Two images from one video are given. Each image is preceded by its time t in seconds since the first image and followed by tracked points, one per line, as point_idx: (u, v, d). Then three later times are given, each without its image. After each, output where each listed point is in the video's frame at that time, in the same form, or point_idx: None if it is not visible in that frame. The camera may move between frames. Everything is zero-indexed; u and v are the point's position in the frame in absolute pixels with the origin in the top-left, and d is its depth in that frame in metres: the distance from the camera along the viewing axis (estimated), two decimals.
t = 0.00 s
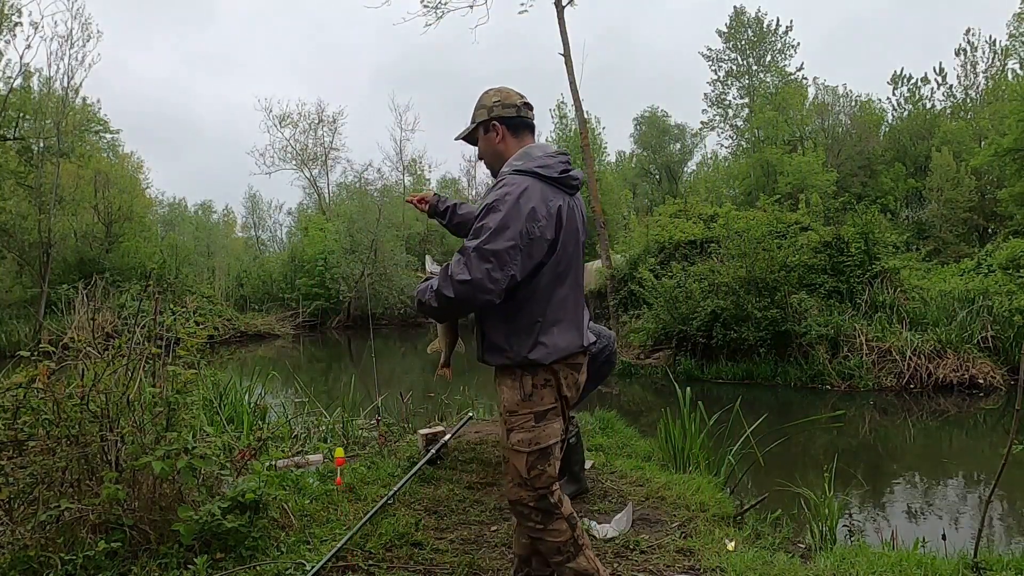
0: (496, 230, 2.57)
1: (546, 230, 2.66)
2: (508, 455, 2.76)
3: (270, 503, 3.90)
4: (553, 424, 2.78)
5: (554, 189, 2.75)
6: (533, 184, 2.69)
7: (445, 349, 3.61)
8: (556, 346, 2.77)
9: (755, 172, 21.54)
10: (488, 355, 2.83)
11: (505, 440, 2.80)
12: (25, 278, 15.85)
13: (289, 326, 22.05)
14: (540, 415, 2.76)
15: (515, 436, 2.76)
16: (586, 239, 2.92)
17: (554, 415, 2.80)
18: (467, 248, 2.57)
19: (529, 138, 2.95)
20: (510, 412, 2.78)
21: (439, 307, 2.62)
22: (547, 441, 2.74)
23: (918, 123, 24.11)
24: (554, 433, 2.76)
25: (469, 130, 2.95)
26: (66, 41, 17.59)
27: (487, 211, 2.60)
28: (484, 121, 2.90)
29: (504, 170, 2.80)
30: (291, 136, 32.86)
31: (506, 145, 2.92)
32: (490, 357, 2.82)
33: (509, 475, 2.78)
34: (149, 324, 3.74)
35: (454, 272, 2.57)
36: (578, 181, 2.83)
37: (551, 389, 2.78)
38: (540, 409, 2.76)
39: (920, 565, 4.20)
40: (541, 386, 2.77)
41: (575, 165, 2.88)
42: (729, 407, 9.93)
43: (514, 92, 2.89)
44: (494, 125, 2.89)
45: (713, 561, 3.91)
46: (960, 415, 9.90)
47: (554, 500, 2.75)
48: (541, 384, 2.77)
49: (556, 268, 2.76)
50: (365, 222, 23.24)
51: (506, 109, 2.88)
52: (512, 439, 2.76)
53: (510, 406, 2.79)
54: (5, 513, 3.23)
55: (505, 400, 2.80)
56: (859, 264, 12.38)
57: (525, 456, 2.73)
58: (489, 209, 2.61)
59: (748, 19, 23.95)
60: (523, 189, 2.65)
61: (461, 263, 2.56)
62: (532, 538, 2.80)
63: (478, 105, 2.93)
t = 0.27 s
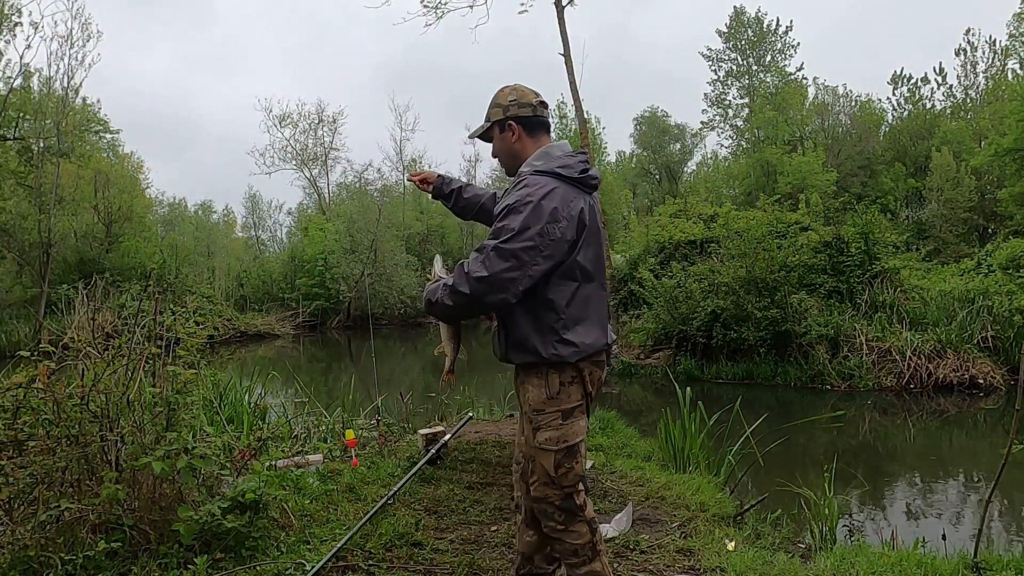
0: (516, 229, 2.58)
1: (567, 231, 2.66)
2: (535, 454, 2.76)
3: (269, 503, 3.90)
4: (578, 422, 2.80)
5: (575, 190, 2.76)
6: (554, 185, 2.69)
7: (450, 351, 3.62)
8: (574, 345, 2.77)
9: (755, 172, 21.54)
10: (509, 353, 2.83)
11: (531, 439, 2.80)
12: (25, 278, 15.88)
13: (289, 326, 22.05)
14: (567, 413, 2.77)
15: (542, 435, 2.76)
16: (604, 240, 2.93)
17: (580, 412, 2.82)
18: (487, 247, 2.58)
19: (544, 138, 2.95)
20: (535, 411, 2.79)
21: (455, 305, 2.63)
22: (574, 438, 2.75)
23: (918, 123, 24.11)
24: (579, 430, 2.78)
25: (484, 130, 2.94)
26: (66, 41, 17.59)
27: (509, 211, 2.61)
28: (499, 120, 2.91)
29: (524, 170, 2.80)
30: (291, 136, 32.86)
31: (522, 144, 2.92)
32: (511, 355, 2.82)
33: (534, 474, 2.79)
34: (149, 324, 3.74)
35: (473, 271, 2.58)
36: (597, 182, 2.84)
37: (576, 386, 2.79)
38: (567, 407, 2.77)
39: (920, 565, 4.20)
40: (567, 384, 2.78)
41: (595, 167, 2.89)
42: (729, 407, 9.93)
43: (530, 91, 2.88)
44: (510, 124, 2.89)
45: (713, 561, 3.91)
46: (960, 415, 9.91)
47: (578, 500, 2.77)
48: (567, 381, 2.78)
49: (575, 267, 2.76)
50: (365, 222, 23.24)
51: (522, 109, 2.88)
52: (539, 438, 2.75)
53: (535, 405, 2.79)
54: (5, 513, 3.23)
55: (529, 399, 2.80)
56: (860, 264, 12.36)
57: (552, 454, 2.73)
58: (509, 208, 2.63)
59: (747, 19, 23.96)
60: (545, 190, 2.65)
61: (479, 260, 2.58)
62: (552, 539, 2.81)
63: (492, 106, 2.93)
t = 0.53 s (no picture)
0: (537, 231, 2.58)
1: (588, 229, 2.67)
2: (569, 453, 2.76)
3: (269, 503, 3.90)
4: (610, 419, 2.81)
5: (593, 188, 2.76)
6: (572, 185, 2.69)
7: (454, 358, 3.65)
8: (600, 342, 2.77)
9: (755, 172, 21.54)
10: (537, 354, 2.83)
11: (564, 437, 2.80)
12: (25, 278, 15.88)
13: (289, 326, 22.04)
14: (600, 411, 2.78)
15: (576, 434, 2.76)
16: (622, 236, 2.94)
17: (611, 410, 2.83)
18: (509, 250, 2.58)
19: (556, 138, 2.97)
20: (568, 410, 2.78)
21: (480, 311, 2.62)
22: (608, 437, 2.77)
23: (918, 123, 24.11)
24: (612, 428, 2.80)
25: (496, 130, 2.96)
26: (66, 41, 17.59)
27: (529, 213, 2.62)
28: (512, 121, 2.93)
29: (540, 171, 2.81)
30: (291, 136, 32.86)
31: (535, 144, 2.95)
32: (540, 356, 2.83)
33: (567, 471, 2.79)
34: (150, 324, 3.75)
35: (495, 275, 2.58)
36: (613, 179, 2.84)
37: (607, 384, 2.81)
38: (599, 405, 2.78)
39: (919, 565, 4.20)
40: (599, 383, 2.79)
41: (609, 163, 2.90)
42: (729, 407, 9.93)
43: (542, 91, 2.91)
44: (523, 125, 2.91)
45: (713, 561, 3.91)
46: (960, 415, 9.92)
47: (609, 498, 2.80)
48: (599, 379, 2.79)
49: (596, 266, 2.77)
50: (365, 222, 23.25)
51: (534, 109, 2.90)
52: (574, 437, 2.75)
53: (569, 404, 2.78)
54: (5, 513, 3.23)
55: (562, 398, 2.79)
56: (859, 263, 12.36)
57: (587, 453, 2.73)
58: (529, 211, 2.63)
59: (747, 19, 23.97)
60: (564, 190, 2.66)
61: (502, 265, 2.58)
62: (580, 536, 2.83)
63: (503, 106, 2.94)
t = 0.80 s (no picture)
0: (563, 237, 2.60)
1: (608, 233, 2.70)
2: (572, 450, 2.77)
3: (269, 503, 3.90)
4: (615, 419, 2.82)
5: (610, 192, 2.79)
6: (592, 189, 2.72)
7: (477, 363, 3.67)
8: (616, 342, 2.80)
9: (755, 172, 21.54)
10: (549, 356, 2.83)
11: (568, 434, 2.81)
12: (25, 278, 15.87)
13: (289, 326, 22.03)
14: (605, 409, 2.78)
15: (580, 431, 2.77)
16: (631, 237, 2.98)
17: (617, 409, 2.83)
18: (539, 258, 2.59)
19: (572, 142, 2.99)
20: (573, 407, 2.79)
21: (508, 320, 2.62)
22: (612, 435, 2.77)
23: (919, 123, 24.11)
24: (616, 427, 2.80)
25: (512, 129, 2.96)
26: (66, 41, 17.58)
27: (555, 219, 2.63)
28: (529, 121, 2.92)
29: (558, 174, 2.82)
30: (291, 136, 32.84)
31: (551, 147, 2.96)
32: (552, 357, 2.83)
33: (570, 469, 2.79)
34: (149, 325, 3.74)
35: (526, 284, 2.59)
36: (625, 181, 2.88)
37: (614, 383, 2.81)
38: (604, 403, 2.78)
39: (920, 564, 4.19)
40: (605, 381, 2.80)
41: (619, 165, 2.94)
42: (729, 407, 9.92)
43: (560, 94, 2.92)
44: (540, 126, 2.92)
45: (713, 561, 3.90)
46: (960, 415, 9.92)
47: (611, 498, 2.79)
48: (604, 378, 2.80)
49: (613, 267, 2.80)
50: (365, 222, 23.25)
51: (552, 111, 2.91)
52: (578, 434, 2.76)
53: (574, 401, 2.79)
54: (5, 513, 3.22)
55: (568, 395, 2.80)
56: (860, 264, 12.35)
57: (590, 450, 2.74)
58: (552, 218, 2.64)
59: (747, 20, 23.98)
60: (585, 195, 2.68)
61: (532, 273, 2.59)
62: (581, 535, 2.83)
63: (519, 106, 2.94)
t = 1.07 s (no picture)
0: (583, 241, 2.62)
1: (619, 236, 2.75)
2: (562, 447, 2.77)
3: (269, 503, 3.90)
4: (607, 419, 2.81)
5: (618, 202, 2.84)
6: (603, 195, 2.76)
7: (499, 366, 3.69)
8: (622, 342, 2.84)
9: (755, 173, 21.57)
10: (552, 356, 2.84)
11: (559, 432, 2.82)
12: (25, 278, 15.88)
13: (289, 325, 22.03)
14: (597, 409, 2.79)
15: (570, 428, 2.77)
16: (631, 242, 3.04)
17: (609, 410, 2.83)
18: (563, 262, 2.60)
19: (580, 155, 2.99)
20: (565, 405, 2.80)
21: (533, 325, 2.64)
22: (602, 435, 2.77)
23: (919, 123, 24.13)
24: (607, 428, 2.79)
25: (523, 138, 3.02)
26: (66, 41, 17.60)
27: (574, 224, 2.64)
28: (533, 133, 2.97)
29: (568, 181, 2.84)
30: (291, 136, 32.86)
31: (558, 158, 2.99)
32: (555, 358, 2.84)
33: (558, 466, 2.80)
34: (150, 324, 3.74)
35: (551, 287, 2.60)
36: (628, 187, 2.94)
37: (607, 383, 2.82)
38: (596, 403, 2.79)
39: (920, 565, 4.19)
40: (597, 381, 2.80)
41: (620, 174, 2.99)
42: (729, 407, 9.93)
43: (565, 106, 2.90)
44: (542, 138, 2.95)
45: (714, 561, 3.91)
46: (960, 415, 9.92)
47: (599, 499, 2.79)
48: (597, 377, 2.80)
49: (622, 270, 2.84)
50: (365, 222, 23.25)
51: (556, 125, 2.91)
52: (568, 432, 2.77)
53: (567, 399, 2.80)
54: (5, 513, 3.23)
55: (562, 393, 2.81)
56: (860, 264, 12.35)
57: (579, 449, 2.75)
58: (569, 223, 2.66)
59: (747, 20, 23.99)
60: (597, 200, 2.72)
61: (555, 277, 2.60)
62: (568, 535, 2.83)
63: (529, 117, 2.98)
